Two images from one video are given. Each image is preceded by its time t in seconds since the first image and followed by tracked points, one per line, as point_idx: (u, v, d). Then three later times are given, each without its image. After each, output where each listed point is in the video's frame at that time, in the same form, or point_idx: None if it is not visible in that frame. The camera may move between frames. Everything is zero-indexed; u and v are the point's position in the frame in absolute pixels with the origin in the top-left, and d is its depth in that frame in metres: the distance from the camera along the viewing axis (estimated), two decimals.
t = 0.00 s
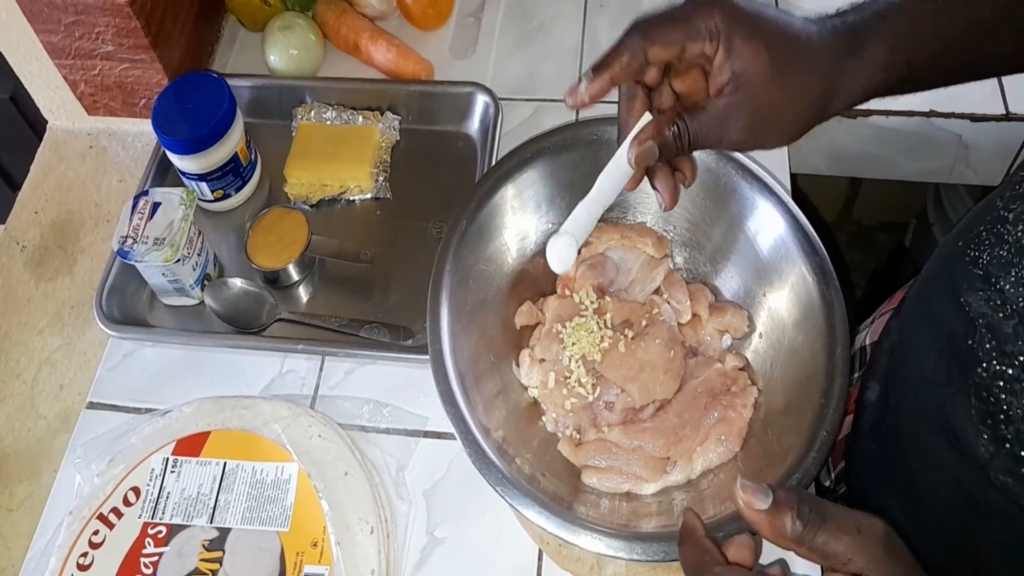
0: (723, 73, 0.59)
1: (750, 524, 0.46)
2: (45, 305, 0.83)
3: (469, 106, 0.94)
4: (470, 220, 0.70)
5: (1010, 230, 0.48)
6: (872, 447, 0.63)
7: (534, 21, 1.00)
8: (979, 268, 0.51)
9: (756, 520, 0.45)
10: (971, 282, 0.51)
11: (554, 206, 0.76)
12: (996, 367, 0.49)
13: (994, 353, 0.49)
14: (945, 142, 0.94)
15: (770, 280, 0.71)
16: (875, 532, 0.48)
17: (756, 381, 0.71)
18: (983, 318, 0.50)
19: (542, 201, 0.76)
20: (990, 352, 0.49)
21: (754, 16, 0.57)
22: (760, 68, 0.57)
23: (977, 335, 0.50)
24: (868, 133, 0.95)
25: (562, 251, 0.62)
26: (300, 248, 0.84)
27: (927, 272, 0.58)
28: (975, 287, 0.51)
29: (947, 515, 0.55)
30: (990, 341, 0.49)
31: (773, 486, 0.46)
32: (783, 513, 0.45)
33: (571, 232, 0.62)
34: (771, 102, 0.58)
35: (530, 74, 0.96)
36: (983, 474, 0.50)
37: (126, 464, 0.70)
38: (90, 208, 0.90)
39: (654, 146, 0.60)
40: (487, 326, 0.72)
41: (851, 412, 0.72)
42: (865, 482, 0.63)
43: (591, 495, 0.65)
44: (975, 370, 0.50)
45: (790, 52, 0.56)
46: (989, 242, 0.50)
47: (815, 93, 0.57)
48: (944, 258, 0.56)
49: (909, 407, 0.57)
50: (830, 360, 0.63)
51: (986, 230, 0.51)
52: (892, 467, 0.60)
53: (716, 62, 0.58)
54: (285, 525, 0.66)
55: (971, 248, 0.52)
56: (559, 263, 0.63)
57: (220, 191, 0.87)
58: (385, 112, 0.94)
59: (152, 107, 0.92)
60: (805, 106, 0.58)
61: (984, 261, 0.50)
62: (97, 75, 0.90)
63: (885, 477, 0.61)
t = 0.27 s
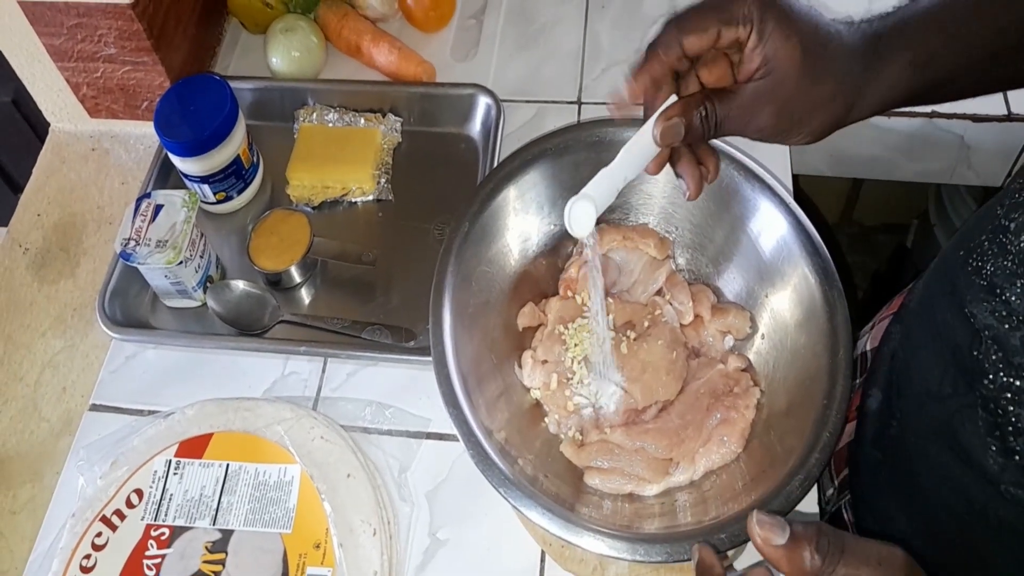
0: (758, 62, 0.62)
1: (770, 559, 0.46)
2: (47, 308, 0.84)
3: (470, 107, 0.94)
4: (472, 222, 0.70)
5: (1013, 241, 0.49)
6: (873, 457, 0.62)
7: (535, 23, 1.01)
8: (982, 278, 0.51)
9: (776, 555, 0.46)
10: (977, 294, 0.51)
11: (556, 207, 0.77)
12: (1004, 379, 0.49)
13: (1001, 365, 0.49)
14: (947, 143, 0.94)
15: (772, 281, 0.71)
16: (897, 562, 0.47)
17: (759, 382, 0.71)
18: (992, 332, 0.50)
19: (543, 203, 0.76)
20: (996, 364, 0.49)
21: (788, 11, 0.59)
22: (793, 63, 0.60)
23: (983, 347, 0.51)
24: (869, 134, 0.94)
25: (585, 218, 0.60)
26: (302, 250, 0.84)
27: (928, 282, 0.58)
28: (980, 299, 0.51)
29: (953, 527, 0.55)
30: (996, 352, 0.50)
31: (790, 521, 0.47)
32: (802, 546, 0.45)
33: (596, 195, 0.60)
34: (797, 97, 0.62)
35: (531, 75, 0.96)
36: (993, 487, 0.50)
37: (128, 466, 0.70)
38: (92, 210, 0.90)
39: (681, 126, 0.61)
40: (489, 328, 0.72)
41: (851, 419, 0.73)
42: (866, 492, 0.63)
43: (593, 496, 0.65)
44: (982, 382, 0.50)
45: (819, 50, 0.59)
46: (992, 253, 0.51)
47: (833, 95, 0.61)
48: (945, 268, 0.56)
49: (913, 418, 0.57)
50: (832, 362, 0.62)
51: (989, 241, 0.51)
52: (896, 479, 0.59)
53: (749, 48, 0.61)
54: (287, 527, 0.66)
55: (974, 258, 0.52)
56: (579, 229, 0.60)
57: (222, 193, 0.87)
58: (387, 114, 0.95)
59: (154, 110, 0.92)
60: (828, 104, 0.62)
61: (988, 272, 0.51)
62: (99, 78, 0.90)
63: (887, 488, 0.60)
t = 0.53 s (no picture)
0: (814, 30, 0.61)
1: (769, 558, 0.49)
2: (47, 309, 0.84)
3: (470, 110, 0.94)
4: (472, 224, 0.70)
5: (1011, 242, 0.49)
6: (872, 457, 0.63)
7: (535, 26, 1.01)
8: (981, 278, 0.51)
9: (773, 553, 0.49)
10: (977, 293, 0.52)
11: (555, 209, 0.77)
12: (1002, 379, 0.49)
13: (1000, 364, 0.49)
14: (946, 145, 0.94)
15: (772, 283, 0.71)
16: (889, 559, 0.49)
17: (758, 384, 0.71)
18: (991, 331, 0.50)
19: (544, 205, 0.76)
20: (995, 364, 0.50)
21: None
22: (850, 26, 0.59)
23: (982, 347, 0.51)
24: (868, 136, 0.95)
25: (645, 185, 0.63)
26: (302, 252, 0.84)
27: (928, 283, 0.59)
28: (979, 300, 0.51)
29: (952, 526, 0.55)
30: (995, 352, 0.50)
31: (786, 521, 0.49)
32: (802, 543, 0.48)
33: (655, 164, 0.62)
34: (857, 59, 0.59)
35: (531, 78, 0.96)
36: (993, 487, 0.51)
37: (128, 468, 0.70)
38: (92, 212, 0.90)
39: (743, 92, 0.58)
40: (489, 330, 0.72)
41: (851, 419, 0.73)
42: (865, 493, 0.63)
43: (594, 498, 0.65)
44: (981, 382, 0.51)
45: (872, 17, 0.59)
46: (991, 254, 0.51)
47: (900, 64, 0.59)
48: (945, 269, 0.56)
49: (912, 418, 0.57)
50: (832, 364, 0.63)
51: (988, 243, 0.51)
52: (895, 481, 0.60)
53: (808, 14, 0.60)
54: (287, 529, 0.66)
55: (973, 259, 0.52)
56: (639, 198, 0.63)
57: (222, 195, 0.87)
58: (387, 116, 0.95)
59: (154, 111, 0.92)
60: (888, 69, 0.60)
61: (987, 273, 0.51)
62: (99, 80, 0.90)
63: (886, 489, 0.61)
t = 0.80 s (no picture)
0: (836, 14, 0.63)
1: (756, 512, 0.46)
2: (49, 314, 0.84)
3: (472, 113, 0.94)
4: (475, 228, 0.71)
5: (1017, 231, 0.49)
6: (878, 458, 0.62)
7: (537, 30, 1.01)
8: (986, 269, 0.52)
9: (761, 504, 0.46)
10: (982, 283, 0.52)
11: (557, 213, 0.77)
12: (1004, 367, 0.49)
13: (1002, 353, 0.49)
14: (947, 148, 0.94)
15: (774, 288, 0.72)
16: (875, 521, 0.47)
17: (761, 389, 0.71)
18: (994, 318, 0.50)
19: (546, 209, 0.76)
20: (998, 352, 0.50)
21: None
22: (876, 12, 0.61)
23: (985, 337, 0.51)
24: (870, 140, 0.95)
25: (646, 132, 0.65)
26: (304, 256, 0.84)
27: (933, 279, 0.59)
28: (983, 290, 0.51)
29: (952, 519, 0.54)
30: (998, 341, 0.50)
31: (775, 479, 0.47)
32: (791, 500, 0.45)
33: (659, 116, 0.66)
34: (870, 51, 0.63)
35: (533, 82, 0.96)
36: (992, 475, 0.50)
37: (130, 472, 0.70)
38: (94, 217, 0.90)
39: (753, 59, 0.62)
40: (491, 333, 0.72)
41: (854, 412, 0.72)
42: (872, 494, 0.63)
43: (596, 503, 0.65)
44: (983, 371, 0.51)
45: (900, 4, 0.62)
46: (996, 245, 0.51)
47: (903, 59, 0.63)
48: (949, 263, 0.56)
49: (916, 413, 0.57)
50: (834, 368, 0.63)
51: (993, 234, 0.52)
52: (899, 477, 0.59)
53: None
54: (290, 533, 0.66)
55: (979, 250, 0.53)
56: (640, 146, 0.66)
57: (225, 199, 0.88)
58: (389, 120, 0.95)
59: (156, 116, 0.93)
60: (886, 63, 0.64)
61: (992, 263, 0.51)
62: (101, 84, 0.90)
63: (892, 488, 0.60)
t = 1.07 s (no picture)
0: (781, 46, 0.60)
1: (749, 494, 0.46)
2: (48, 316, 0.83)
3: (472, 115, 0.94)
4: (473, 230, 0.70)
5: None
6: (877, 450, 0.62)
7: (536, 31, 1.01)
8: (993, 263, 0.51)
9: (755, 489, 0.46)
10: (988, 277, 0.52)
11: (556, 215, 0.77)
12: (1009, 361, 0.49)
13: (1007, 347, 0.49)
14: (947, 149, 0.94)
15: (774, 291, 0.71)
16: (871, 510, 0.47)
17: (760, 391, 0.71)
18: (998, 312, 0.50)
19: (545, 211, 0.76)
20: (1003, 346, 0.50)
21: None
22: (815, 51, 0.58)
23: (990, 331, 0.51)
24: (869, 142, 0.94)
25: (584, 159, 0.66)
26: (302, 258, 0.84)
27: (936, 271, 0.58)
28: (990, 284, 0.51)
29: (952, 509, 0.54)
30: (1003, 336, 0.50)
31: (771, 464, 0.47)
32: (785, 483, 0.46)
33: (594, 142, 0.66)
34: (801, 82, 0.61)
35: (533, 83, 0.96)
36: (993, 468, 0.50)
37: (129, 475, 0.70)
38: (92, 218, 0.90)
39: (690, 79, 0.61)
40: (491, 336, 0.72)
41: (856, 409, 0.71)
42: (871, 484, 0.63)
43: (595, 506, 0.65)
44: (987, 365, 0.51)
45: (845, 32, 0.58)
46: (1004, 239, 0.51)
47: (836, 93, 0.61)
48: (954, 256, 0.56)
49: (916, 404, 0.57)
50: (834, 370, 0.62)
51: (999, 228, 0.51)
52: (898, 469, 0.59)
53: (771, 29, 0.59)
54: (289, 536, 0.66)
55: (985, 244, 0.52)
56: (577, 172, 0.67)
57: (223, 201, 0.87)
58: (388, 121, 0.95)
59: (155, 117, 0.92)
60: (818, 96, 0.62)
61: (999, 257, 0.51)
62: (99, 85, 0.90)
63: (891, 479, 0.60)
